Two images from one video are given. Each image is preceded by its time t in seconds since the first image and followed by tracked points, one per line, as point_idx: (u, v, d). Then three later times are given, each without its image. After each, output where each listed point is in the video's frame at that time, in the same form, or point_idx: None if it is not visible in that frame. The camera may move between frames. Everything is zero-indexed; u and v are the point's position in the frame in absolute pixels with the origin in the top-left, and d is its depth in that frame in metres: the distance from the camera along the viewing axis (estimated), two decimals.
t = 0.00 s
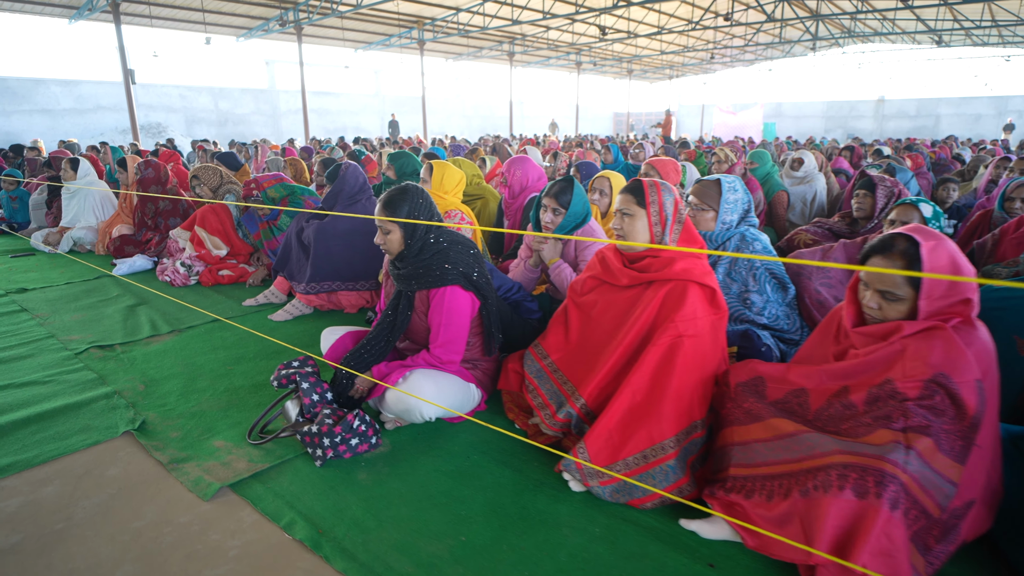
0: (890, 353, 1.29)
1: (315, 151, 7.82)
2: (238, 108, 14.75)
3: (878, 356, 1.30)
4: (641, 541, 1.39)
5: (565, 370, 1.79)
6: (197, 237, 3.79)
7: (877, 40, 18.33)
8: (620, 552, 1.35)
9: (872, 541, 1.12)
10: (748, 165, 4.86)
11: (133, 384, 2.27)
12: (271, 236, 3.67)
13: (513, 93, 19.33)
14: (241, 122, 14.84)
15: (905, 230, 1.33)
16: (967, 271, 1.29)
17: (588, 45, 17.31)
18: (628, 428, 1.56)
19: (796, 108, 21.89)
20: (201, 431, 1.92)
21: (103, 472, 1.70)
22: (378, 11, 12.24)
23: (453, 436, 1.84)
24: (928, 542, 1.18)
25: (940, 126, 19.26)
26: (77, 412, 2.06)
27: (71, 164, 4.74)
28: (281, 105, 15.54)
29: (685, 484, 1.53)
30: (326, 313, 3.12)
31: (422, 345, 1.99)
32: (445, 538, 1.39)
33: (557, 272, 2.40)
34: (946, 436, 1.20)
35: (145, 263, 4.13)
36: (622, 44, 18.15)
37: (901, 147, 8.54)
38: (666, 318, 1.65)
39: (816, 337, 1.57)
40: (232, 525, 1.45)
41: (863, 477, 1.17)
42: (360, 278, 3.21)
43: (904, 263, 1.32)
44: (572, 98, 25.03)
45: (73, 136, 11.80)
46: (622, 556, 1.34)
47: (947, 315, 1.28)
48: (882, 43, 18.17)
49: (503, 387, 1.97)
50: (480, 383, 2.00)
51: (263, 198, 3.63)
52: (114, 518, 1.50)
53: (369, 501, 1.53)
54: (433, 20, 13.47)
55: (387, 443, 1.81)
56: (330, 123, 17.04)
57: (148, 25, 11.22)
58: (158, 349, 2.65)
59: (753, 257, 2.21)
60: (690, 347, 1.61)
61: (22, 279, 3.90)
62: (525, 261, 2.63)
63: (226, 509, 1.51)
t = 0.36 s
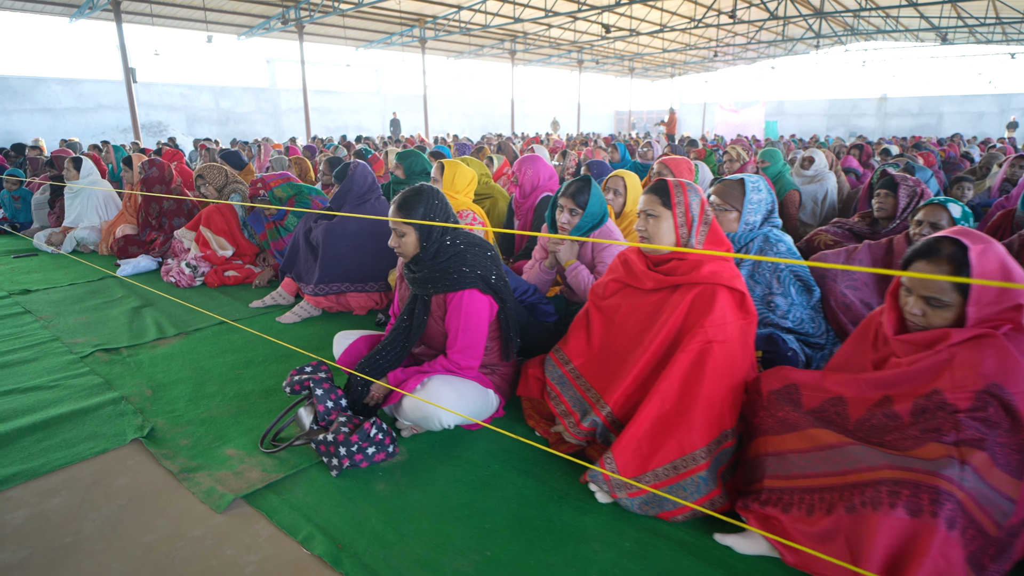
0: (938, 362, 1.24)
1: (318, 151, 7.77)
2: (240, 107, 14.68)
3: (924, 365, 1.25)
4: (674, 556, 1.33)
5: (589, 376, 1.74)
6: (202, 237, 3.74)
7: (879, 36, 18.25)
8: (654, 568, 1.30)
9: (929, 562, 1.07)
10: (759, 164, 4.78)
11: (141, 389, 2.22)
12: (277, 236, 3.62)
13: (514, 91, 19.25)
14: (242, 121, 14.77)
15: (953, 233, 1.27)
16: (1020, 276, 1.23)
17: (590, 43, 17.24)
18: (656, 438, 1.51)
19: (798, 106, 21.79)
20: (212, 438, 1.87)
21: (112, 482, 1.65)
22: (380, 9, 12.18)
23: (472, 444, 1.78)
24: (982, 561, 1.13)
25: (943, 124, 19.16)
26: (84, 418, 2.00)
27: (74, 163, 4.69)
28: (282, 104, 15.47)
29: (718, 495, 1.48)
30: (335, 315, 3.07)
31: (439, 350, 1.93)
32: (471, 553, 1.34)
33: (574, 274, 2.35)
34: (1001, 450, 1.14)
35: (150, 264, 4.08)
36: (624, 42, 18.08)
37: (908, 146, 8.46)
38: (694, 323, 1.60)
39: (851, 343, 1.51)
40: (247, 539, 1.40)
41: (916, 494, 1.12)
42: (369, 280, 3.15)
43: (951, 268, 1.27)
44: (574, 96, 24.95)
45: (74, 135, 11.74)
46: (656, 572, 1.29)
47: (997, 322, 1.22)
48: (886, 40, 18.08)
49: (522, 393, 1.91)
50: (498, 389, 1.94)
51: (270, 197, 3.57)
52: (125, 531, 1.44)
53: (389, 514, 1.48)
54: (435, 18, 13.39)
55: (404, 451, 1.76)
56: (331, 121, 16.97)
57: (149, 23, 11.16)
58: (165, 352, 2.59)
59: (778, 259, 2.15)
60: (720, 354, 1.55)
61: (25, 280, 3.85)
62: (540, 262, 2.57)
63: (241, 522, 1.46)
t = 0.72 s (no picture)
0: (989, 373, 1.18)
1: (321, 151, 7.70)
2: (241, 106, 14.62)
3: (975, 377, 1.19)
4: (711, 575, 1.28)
5: (614, 384, 1.68)
6: (208, 239, 3.68)
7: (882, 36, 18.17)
8: None
9: None
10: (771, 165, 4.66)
11: (148, 396, 2.16)
12: (284, 238, 3.55)
13: (516, 90, 19.18)
14: (243, 120, 14.71)
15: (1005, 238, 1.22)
16: None
17: (592, 43, 17.16)
18: (689, 450, 1.45)
19: (800, 105, 21.72)
20: (223, 448, 1.81)
21: (120, 495, 1.59)
22: (381, 9, 12.13)
23: (493, 454, 1.72)
24: None
25: (944, 123, 19.06)
26: (90, 426, 1.94)
27: (77, 163, 4.63)
28: (283, 103, 15.39)
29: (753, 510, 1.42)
30: (344, 318, 3.00)
31: (457, 356, 1.87)
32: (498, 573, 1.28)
33: (592, 277, 2.29)
34: None
35: (154, 265, 4.02)
36: (625, 42, 18.02)
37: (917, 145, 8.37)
38: (726, 331, 1.55)
39: (890, 351, 1.46)
40: (263, 557, 1.34)
41: (976, 515, 1.07)
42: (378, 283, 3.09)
43: (1002, 275, 1.21)
44: (575, 96, 24.88)
45: (75, 134, 11.67)
46: None
47: None
48: (889, 40, 18.01)
49: (543, 402, 1.85)
50: (518, 397, 1.88)
51: (278, 198, 3.52)
52: (136, 548, 1.39)
53: (411, 529, 1.42)
54: (436, 17, 13.31)
55: (422, 462, 1.70)
56: (332, 121, 16.89)
57: (150, 22, 11.10)
58: (172, 357, 2.53)
59: (804, 263, 2.09)
60: (753, 362, 1.50)
61: (28, 282, 3.79)
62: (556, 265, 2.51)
63: (256, 538, 1.40)
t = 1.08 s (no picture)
0: None
1: (325, 151, 7.65)
2: (242, 106, 14.56)
3: None
4: None
5: (642, 394, 1.63)
6: (213, 240, 3.61)
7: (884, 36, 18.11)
8: None
9: None
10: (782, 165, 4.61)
11: (157, 403, 2.10)
12: (291, 239, 3.49)
13: (517, 90, 19.10)
14: (245, 120, 14.65)
15: None
16: None
17: (594, 42, 17.10)
18: (724, 464, 1.39)
19: (801, 105, 21.66)
20: (235, 458, 1.75)
21: (129, 509, 1.53)
22: (384, 8, 12.06)
23: (515, 466, 1.67)
24: None
25: (946, 123, 18.95)
26: (97, 435, 1.88)
27: (80, 163, 4.59)
28: (284, 102, 15.33)
29: (794, 526, 1.36)
30: (354, 321, 2.94)
31: (477, 364, 1.81)
32: None
33: (612, 281, 2.24)
34: None
35: (158, 267, 3.97)
36: (627, 41, 17.96)
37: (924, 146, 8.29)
38: (761, 338, 1.49)
39: (934, 360, 1.40)
40: None
41: None
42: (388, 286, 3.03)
43: None
44: (577, 96, 24.83)
45: (76, 133, 11.61)
46: None
47: None
48: (892, 40, 17.95)
49: (566, 411, 1.79)
50: (539, 406, 1.82)
51: (285, 199, 3.46)
52: (148, 566, 1.33)
53: (435, 546, 1.36)
54: (438, 16, 13.25)
55: (443, 473, 1.65)
56: (334, 121, 16.81)
57: (152, 21, 11.05)
58: (179, 362, 2.47)
59: (831, 267, 2.02)
60: (790, 372, 1.44)
61: (30, 284, 3.74)
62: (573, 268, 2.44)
63: (274, 556, 1.35)
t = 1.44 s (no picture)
0: None
1: (329, 151, 7.60)
2: (243, 105, 14.49)
3: None
4: None
5: (673, 403, 1.57)
6: (220, 242, 3.57)
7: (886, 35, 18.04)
8: None
9: None
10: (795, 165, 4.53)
11: (165, 411, 2.04)
12: (299, 241, 3.43)
13: (519, 90, 19.03)
14: (246, 120, 14.59)
15: None
16: None
17: (596, 42, 17.02)
18: (764, 480, 1.34)
19: (802, 105, 21.58)
20: (248, 471, 1.69)
21: (139, 525, 1.46)
22: (385, 8, 11.98)
23: (539, 479, 1.61)
24: None
25: (947, 123, 18.87)
26: (104, 445, 1.82)
27: (82, 163, 4.53)
28: (285, 102, 15.27)
29: (839, 546, 1.30)
30: (364, 325, 2.88)
31: (498, 373, 1.74)
32: None
33: (633, 285, 2.18)
34: None
35: (163, 269, 3.91)
36: (629, 41, 17.89)
37: (932, 146, 8.22)
38: (799, 348, 1.43)
39: (983, 371, 1.34)
40: None
41: None
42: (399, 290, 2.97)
43: None
44: (578, 96, 24.75)
45: (76, 133, 11.54)
46: None
47: None
48: (895, 40, 17.86)
49: (591, 421, 1.73)
50: (563, 415, 1.76)
51: (293, 200, 3.39)
52: None
53: (462, 566, 1.30)
54: (440, 16, 13.18)
55: (465, 487, 1.59)
56: (335, 121, 16.75)
57: (153, 21, 10.98)
58: (186, 368, 2.41)
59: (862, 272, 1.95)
60: (831, 382, 1.38)
61: (33, 286, 3.68)
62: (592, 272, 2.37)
63: None
